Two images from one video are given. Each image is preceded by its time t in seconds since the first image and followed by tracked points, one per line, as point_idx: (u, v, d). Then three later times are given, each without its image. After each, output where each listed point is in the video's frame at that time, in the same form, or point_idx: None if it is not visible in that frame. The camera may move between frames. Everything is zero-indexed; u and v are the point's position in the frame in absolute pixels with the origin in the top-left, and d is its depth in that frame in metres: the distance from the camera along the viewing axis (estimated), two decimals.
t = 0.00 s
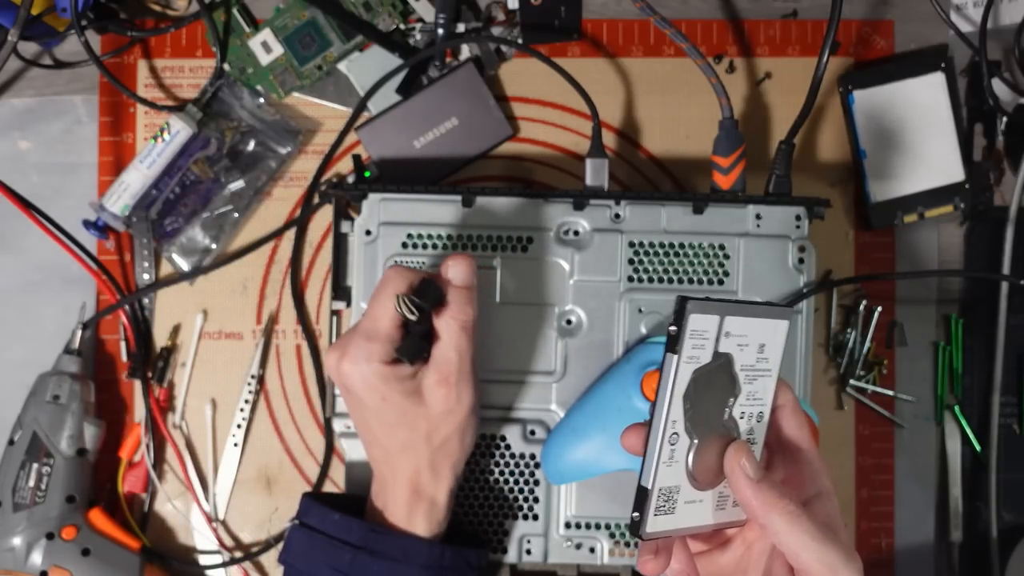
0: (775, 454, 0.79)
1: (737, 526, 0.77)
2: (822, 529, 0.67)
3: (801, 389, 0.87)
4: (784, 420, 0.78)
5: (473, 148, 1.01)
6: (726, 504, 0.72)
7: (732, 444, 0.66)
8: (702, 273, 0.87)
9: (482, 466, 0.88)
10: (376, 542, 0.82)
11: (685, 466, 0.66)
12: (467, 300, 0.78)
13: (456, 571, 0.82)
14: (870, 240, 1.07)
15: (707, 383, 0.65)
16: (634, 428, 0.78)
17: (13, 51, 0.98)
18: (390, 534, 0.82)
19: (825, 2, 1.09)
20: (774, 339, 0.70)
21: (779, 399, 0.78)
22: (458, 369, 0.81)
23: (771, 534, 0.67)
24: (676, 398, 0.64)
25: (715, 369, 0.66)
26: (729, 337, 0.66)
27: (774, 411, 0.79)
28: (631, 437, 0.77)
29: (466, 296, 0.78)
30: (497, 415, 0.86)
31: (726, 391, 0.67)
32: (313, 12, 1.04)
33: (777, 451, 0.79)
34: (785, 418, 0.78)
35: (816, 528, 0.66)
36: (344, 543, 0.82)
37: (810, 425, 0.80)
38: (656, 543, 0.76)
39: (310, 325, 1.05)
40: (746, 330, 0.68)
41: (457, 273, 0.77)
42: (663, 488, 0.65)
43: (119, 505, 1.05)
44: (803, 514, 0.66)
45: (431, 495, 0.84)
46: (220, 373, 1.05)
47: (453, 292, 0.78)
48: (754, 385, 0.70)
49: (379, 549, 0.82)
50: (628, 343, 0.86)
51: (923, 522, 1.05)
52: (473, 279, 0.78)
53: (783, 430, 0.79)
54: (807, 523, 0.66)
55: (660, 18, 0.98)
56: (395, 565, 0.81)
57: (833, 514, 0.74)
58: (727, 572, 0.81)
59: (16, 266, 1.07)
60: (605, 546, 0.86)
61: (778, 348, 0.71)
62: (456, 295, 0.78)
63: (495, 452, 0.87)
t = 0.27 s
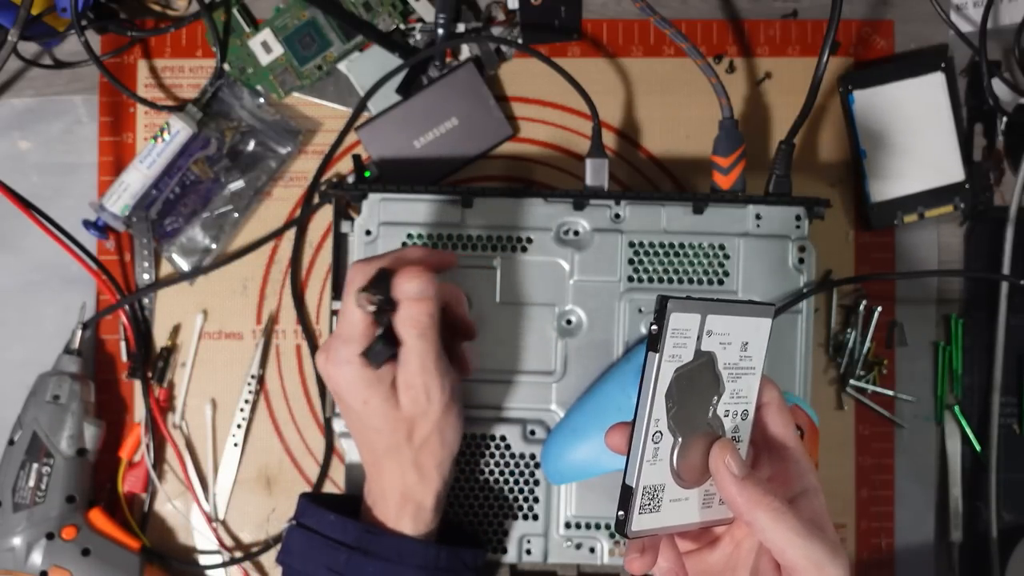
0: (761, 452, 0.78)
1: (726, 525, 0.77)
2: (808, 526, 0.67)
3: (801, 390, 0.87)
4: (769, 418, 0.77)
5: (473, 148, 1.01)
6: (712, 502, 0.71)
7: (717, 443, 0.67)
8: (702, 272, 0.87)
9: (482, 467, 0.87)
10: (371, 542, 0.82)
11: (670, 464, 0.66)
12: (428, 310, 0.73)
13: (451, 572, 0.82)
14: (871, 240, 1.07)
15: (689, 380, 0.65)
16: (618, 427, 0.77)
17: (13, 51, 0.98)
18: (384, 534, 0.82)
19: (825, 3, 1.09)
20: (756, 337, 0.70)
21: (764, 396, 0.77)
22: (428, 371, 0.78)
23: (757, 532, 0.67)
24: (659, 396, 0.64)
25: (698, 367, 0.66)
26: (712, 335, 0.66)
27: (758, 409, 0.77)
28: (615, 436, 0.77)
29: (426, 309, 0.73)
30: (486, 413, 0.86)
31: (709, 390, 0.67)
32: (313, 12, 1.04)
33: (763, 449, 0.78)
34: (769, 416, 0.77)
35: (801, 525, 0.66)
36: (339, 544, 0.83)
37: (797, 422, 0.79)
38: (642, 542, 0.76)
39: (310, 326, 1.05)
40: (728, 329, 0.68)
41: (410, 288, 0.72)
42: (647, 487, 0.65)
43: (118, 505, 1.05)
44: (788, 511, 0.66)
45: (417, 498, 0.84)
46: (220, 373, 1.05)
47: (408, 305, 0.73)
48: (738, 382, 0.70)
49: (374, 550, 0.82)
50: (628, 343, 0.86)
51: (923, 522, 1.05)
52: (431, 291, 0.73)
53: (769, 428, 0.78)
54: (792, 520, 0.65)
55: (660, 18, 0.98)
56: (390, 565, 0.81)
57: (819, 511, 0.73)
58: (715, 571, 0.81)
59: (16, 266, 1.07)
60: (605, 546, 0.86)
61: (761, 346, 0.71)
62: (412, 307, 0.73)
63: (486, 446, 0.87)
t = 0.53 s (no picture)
0: (766, 453, 0.78)
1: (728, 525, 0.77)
2: (812, 527, 0.67)
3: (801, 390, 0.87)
4: (774, 419, 0.77)
5: (473, 148, 1.01)
6: (717, 502, 0.71)
7: (722, 441, 0.66)
8: (702, 272, 0.87)
9: (483, 467, 0.87)
10: (369, 544, 0.82)
11: (676, 464, 0.66)
12: (396, 330, 0.74)
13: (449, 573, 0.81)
14: (870, 240, 1.07)
15: (696, 380, 0.65)
16: (623, 426, 0.76)
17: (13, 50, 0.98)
18: (383, 535, 0.82)
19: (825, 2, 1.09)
20: (762, 337, 0.70)
21: (770, 397, 0.77)
22: (401, 384, 0.78)
23: (761, 532, 0.67)
24: (665, 396, 0.63)
25: (704, 367, 0.66)
26: (718, 335, 0.66)
27: (763, 409, 0.78)
28: (621, 435, 0.76)
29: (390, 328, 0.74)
30: (486, 414, 0.86)
31: (716, 390, 0.67)
32: (313, 12, 1.04)
33: (768, 450, 0.78)
34: (774, 416, 0.77)
35: (805, 525, 0.66)
36: (337, 545, 0.83)
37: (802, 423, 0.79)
38: (647, 541, 0.76)
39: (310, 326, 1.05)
40: (735, 329, 0.68)
41: (372, 311, 0.72)
42: (653, 486, 0.65)
43: (118, 505, 1.05)
44: (793, 511, 0.66)
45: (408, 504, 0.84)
46: (220, 373, 1.05)
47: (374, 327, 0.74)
48: (743, 383, 0.70)
49: (372, 551, 0.82)
50: (628, 343, 0.86)
51: (923, 521, 1.06)
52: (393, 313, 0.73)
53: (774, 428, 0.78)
54: (797, 520, 0.65)
55: (660, 18, 0.98)
56: (388, 566, 0.82)
57: (823, 511, 0.73)
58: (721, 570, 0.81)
59: (16, 266, 1.07)
60: (605, 546, 0.86)
61: (767, 346, 0.71)
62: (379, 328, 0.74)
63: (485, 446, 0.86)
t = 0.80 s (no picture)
0: (764, 452, 0.78)
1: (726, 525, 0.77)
2: (810, 526, 0.67)
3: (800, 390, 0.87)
4: (772, 418, 0.77)
5: (473, 148, 1.01)
6: (714, 501, 0.71)
7: (720, 441, 0.66)
8: (702, 272, 0.87)
9: (483, 467, 0.87)
10: (366, 544, 0.82)
11: (673, 463, 0.66)
12: (375, 332, 0.73)
13: (447, 573, 0.81)
14: (871, 240, 1.07)
15: (693, 380, 0.65)
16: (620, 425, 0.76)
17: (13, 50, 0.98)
18: (380, 536, 0.82)
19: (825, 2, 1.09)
20: (761, 337, 0.70)
21: (767, 397, 0.77)
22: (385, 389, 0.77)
23: (758, 531, 0.67)
24: (661, 395, 0.64)
25: (701, 367, 0.66)
26: (715, 334, 0.66)
27: (761, 409, 0.77)
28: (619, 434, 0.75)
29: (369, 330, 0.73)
30: (482, 413, 0.86)
31: (713, 389, 0.67)
32: (313, 12, 1.04)
33: (766, 449, 0.78)
34: (772, 415, 0.77)
35: (803, 525, 0.66)
36: (335, 545, 0.83)
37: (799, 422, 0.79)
38: (643, 540, 0.76)
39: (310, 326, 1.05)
40: (733, 328, 0.68)
41: (350, 314, 0.72)
42: (650, 485, 0.65)
43: (118, 505, 1.05)
44: (791, 511, 0.65)
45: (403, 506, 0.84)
46: (220, 373, 1.05)
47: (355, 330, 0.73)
48: (741, 382, 0.70)
49: (369, 552, 0.82)
50: (628, 343, 0.86)
51: (923, 522, 1.05)
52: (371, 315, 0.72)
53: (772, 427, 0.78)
54: (794, 520, 0.65)
55: (660, 18, 0.98)
56: (385, 566, 0.82)
57: (821, 512, 0.73)
58: (718, 570, 0.81)
59: (16, 266, 1.07)
60: (605, 546, 0.86)
61: (765, 346, 0.71)
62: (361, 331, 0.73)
63: (483, 445, 0.86)
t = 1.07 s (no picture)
0: (760, 454, 0.78)
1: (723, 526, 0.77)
2: (805, 527, 0.67)
3: (800, 390, 0.87)
4: (768, 420, 0.77)
5: (473, 148, 1.01)
6: (710, 502, 0.71)
7: (715, 442, 0.66)
8: (702, 272, 0.87)
9: (483, 467, 0.87)
10: (364, 544, 0.82)
11: (668, 464, 0.66)
12: (375, 319, 0.72)
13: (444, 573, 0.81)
14: (871, 240, 1.07)
15: (688, 381, 0.65)
16: (614, 426, 0.77)
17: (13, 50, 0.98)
18: (377, 536, 0.82)
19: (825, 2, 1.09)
20: (756, 338, 0.70)
21: (763, 398, 0.77)
22: (385, 381, 0.78)
23: (753, 533, 0.67)
24: (655, 396, 0.64)
25: (695, 368, 0.66)
26: (711, 335, 0.66)
27: (757, 410, 0.77)
28: (613, 434, 0.76)
29: (368, 318, 0.72)
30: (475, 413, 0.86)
31: (708, 390, 0.67)
32: (313, 12, 1.04)
33: (762, 450, 0.78)
34: (768, 417, 0.77)
35: (798, 526, 0.66)
36: (333, 545, 0.83)
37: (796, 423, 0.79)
38: (640, 540, 0.76)
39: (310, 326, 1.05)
40: (728, 329, 0.68)
41: (351, 302, 0.71)
42: (645, 486, 0.65)
43: (118, 505, 1.05)
44: (786, 512, 0.65)
45: (395, 504, 0.84)
46: (220, 373, 1.05)
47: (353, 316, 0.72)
48: (737, 383, 0.70)
49: (367, 552, 0.82)
50: (628, 343, 0.86)
51: (923, 522, 1.05)
52: (372, 302, 0.71)
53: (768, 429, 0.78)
54: (789, 521, 0.65)
55: (660, 18, 0.98)
56: (383, 566, 0.81)
57: (817, 513, 0.73)
58: (714, 571, 0.81)
59: (16, 266, 1.07)
60: (605, 546, 0.86)
61: (761, 347, 0.71)
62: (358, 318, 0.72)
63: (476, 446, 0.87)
